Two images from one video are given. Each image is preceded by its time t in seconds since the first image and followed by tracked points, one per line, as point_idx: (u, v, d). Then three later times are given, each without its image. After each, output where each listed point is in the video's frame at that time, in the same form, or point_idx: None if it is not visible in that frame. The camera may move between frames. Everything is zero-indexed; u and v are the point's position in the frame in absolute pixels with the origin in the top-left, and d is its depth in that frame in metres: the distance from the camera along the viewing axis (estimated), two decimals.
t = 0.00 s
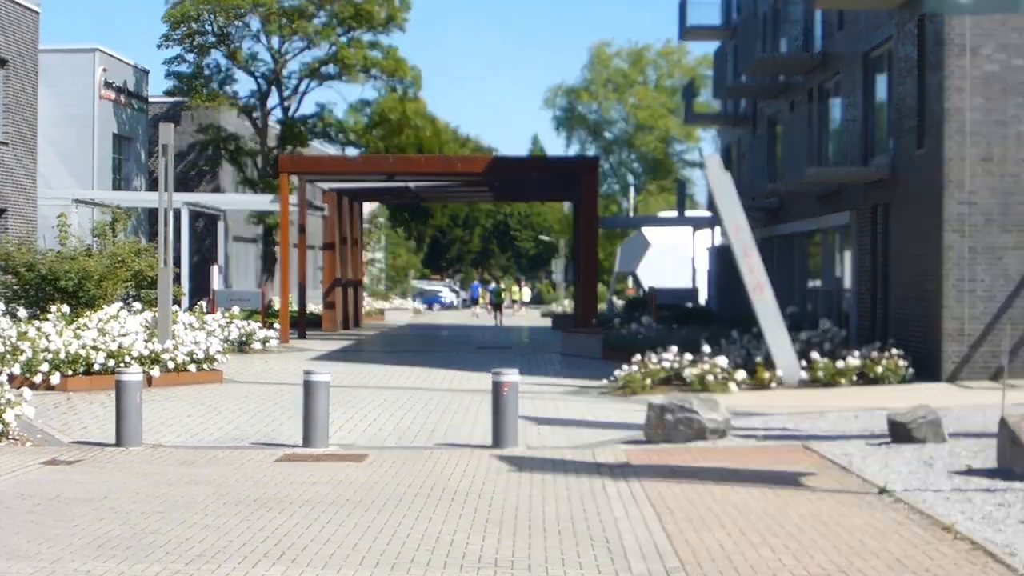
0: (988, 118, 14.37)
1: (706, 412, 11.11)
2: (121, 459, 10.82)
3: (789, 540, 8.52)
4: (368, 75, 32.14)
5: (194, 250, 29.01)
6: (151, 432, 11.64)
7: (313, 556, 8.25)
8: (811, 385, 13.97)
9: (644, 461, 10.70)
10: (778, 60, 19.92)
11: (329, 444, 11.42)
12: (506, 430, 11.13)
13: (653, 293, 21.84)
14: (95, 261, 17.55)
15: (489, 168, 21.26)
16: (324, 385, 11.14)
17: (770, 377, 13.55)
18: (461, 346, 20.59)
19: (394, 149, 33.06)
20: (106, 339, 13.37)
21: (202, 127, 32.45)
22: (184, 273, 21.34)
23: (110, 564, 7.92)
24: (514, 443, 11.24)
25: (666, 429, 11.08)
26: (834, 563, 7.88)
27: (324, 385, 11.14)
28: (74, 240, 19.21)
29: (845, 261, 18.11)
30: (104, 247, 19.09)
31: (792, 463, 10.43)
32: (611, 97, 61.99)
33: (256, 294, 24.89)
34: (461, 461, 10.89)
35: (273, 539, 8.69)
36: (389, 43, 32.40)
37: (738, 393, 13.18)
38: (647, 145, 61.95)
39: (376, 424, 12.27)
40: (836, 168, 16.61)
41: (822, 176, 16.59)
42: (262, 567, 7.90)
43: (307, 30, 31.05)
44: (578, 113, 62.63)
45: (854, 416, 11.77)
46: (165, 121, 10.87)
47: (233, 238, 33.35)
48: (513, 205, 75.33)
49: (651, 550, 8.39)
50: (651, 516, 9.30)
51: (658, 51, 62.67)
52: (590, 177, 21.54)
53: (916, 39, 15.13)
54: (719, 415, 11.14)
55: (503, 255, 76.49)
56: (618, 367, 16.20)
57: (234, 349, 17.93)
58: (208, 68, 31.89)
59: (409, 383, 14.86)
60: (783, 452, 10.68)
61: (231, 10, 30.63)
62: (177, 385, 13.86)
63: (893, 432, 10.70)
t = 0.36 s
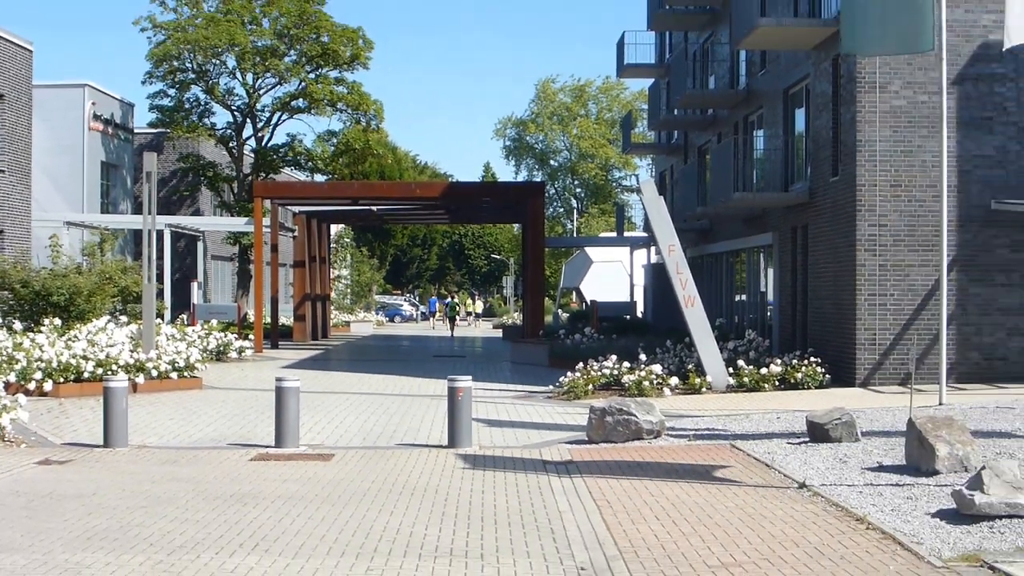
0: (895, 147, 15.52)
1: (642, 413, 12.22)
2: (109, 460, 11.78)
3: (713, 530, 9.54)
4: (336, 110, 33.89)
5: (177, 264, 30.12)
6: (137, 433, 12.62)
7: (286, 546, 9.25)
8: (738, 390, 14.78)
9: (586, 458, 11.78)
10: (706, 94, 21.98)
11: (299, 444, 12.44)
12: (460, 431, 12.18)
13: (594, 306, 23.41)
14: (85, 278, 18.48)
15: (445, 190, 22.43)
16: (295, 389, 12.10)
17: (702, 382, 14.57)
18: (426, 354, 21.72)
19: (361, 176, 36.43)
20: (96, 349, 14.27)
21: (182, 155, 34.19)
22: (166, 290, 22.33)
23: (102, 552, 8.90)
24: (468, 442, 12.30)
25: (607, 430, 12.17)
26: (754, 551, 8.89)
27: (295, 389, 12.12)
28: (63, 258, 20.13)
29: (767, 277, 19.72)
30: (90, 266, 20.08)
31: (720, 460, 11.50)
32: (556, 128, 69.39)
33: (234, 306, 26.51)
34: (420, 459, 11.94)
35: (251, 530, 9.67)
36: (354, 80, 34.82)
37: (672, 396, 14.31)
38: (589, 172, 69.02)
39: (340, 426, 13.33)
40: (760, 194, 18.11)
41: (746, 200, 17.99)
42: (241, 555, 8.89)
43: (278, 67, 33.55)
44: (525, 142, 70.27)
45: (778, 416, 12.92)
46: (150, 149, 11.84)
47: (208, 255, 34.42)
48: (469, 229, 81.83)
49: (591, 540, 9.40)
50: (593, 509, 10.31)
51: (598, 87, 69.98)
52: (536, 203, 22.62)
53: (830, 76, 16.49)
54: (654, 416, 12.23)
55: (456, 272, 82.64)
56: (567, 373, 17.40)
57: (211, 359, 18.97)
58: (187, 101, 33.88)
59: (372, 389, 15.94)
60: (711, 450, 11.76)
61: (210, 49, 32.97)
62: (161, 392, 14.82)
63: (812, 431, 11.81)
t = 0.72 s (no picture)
0: (835, 161, 16.81)
1: (606, 403, 13.44)
2: (118, 446, 12.89)
3: (671, 507, 10.58)
4: (328, 128, 35.49)
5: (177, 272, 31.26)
6: (146, 422, 13.74)
7: (282, 526, 10.28)
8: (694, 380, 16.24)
9: (556, 444, 12.95)
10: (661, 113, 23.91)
11: (295, 432, 13.59)
12: (441, 419, 13.36)
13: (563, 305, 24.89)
14: (96, 281, 19.61)
15: (427, 202, 23.66)
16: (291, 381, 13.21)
17: (661, 373, 16.04)
18: (411, 350, 22.99)
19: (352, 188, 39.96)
20: (106, 346, 15.42)
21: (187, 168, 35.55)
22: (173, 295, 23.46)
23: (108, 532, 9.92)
24: (448, 429, 13.50)
25: (575, 418, 13.39)
26: (710, 527, 9.87)
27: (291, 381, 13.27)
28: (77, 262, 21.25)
29: (720, 278, 21.27)
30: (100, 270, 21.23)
31: (678, 445, 12.65)
32: (528, 144, 76.44)
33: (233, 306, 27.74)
34: (405, 446, 13.05)
35: (251, 512, 10.71)
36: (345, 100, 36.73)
37: (634, 387, 15.63)
38: (558, 183, 75.96)
39: (330, 414, 14.53)
40: (713, 203, 19.54)
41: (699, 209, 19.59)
42: (239, 535, 9.89)
43: (274, 88, 35.58)
44: (500, 157, 77.68)
45: (730, 406, 14.17)
46: (156, 164, 12.94)
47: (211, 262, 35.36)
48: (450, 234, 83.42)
49: (563, 516, 10.41)
50: (561, 489, 11.39)
51: (566, 107, 77.00)
52: (510, 213, 23.73)
53: (776, 96, 17.84)
54: (617, 405, 13.47)
55: (439, 276, 84.17)
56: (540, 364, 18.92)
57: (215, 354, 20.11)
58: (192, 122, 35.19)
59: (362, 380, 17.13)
60: (670, 436, 12.94)
61: (211, 72, 34.96)
62: (168, 384, 15.96)
63: (761, 419, 13.01)
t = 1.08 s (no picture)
0: (778, 174, 18.21)
1: (571, 393, 14.80)
2: (125, 436, 14.07)
3: (628, 489, 11.82)
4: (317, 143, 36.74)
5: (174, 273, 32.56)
6: (150, 413, 14.93)
7: (275, 508, 11.45)
8: (651, 373, 17.76)
9: (525, 431, 14.27)
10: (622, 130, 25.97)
11: (286, 421, 14.81)
12: (421, 409, 14.63)
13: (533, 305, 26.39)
14: (106, 283, 20.71)
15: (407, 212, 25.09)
16: (283, 376, 14.41)
17: (620, 367, 17.51)
18: (391, 346, 24.36)
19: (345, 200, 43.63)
20: (114, 344, 16.58)
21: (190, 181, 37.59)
22: (174, 295, 24.85)
23: (113, 514, 11.09)
24: (427, 418, 14.78)
25: (542, 408, 14.75)
26: (663, 506, 11.10)
27: (283, 375, 14.46)
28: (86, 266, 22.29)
29: (674, 279, 23.08)
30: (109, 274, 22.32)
31: (636, 432, 14.03)
32: (500, 157, 82.30)
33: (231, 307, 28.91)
34: (387, 433, 14.31)
35: (247, 495, 11.88)
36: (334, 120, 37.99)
37: (597, 378, 17.01)
38: (528, 194, 81.24)
39: (317, 404, 15.79)
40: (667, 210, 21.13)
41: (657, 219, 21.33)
42: (237, 515, 11.04)
43: (269, 108, 36.74)
44: (475, 170, 83.67)
45: (683, 396, 15.61)
46: (159, 177, 14.14)
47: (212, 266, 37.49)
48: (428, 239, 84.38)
49: (531, 497, 11.63)
50: (530, 473, 12.66)
51: (536, 124, 82.86)
52: (485, 221, 25.01)
53: (725, 115, 19.38)
54: (581, 395, 14.85)
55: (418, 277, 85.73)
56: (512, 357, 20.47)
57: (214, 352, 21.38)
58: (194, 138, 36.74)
59: (350, 373, 18.45)
60: (628, 423, 14.31)
61: (211, 92, 36.12)
62: (172, 378, 17.14)
63: (711, 408, 14.42)
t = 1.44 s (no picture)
0: (726, 188, 20.13)
1: (537, 387, 16.17)
2: (127, 424, 15.30)
3: (588, 474, 13.07)
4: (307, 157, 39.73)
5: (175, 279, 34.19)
6: (150, 404, 16.17)
7: (264, 492, 12.64)
8: (611, 369, 19.22)
9: (494, 422, 15.63)
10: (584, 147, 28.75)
11: (276, 412, 16.08)
12: (399, 400, 15.94)
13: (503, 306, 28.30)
14: (110, 285, 21.99)
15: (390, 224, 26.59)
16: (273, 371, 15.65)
17: (582, 363, 18.95)
18: (373, 344, 25.79)
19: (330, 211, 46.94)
20: (118, 340, 17.85)
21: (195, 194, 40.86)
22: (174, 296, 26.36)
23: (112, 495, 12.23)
24: (405, 409, 16.10)
25: (510, 400, 16.12)
26: (620, 489, 12.26)
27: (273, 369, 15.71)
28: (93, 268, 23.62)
29: (631, 283, 25.40)
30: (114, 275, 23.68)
31: (596, 422, 15.44)
32: (474, 172, 88.24)
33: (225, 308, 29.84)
34: (370, 422, 15.66)
35: (239, 481, 13.02)
36: (322, 136, 39.73)
37: (561, 374, 18.40)
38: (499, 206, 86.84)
39: (303, 396, 17.08)
40: (626, 221, 23.30)
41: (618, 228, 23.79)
42: (229, 499, 12.15)
43: (264, 125, 38.63)
44: (451, 182, 90.01)
45: (640, 390, 17.05)
46: (161, 187, 15.40)
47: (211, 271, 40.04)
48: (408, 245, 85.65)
49: (500, 484, 12.82)
50: (499, 460, 13.95)
51: (507, 142, 88.06)
52: (458, 230, 26.44)
53: (678, 135, 21.39)
54: (546, 389, 16.23)
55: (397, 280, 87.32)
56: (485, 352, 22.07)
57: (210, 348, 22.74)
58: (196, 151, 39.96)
59: (335, 367, 19.80)
60: (588, 415, 15.70)
61: (210, 109, 37.99)
62: (172, 370, 18.50)
63: (664, 401, 15.86)
